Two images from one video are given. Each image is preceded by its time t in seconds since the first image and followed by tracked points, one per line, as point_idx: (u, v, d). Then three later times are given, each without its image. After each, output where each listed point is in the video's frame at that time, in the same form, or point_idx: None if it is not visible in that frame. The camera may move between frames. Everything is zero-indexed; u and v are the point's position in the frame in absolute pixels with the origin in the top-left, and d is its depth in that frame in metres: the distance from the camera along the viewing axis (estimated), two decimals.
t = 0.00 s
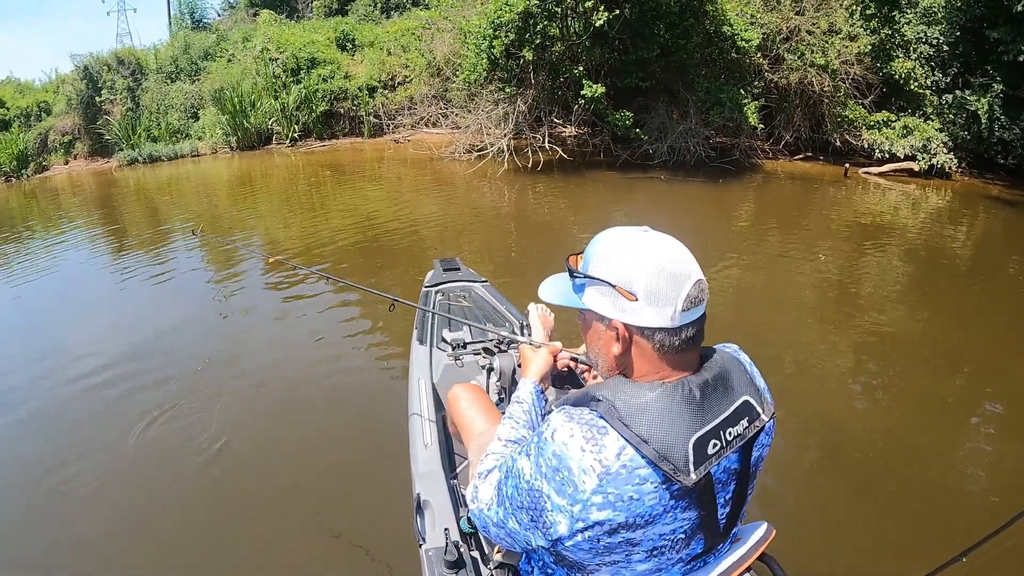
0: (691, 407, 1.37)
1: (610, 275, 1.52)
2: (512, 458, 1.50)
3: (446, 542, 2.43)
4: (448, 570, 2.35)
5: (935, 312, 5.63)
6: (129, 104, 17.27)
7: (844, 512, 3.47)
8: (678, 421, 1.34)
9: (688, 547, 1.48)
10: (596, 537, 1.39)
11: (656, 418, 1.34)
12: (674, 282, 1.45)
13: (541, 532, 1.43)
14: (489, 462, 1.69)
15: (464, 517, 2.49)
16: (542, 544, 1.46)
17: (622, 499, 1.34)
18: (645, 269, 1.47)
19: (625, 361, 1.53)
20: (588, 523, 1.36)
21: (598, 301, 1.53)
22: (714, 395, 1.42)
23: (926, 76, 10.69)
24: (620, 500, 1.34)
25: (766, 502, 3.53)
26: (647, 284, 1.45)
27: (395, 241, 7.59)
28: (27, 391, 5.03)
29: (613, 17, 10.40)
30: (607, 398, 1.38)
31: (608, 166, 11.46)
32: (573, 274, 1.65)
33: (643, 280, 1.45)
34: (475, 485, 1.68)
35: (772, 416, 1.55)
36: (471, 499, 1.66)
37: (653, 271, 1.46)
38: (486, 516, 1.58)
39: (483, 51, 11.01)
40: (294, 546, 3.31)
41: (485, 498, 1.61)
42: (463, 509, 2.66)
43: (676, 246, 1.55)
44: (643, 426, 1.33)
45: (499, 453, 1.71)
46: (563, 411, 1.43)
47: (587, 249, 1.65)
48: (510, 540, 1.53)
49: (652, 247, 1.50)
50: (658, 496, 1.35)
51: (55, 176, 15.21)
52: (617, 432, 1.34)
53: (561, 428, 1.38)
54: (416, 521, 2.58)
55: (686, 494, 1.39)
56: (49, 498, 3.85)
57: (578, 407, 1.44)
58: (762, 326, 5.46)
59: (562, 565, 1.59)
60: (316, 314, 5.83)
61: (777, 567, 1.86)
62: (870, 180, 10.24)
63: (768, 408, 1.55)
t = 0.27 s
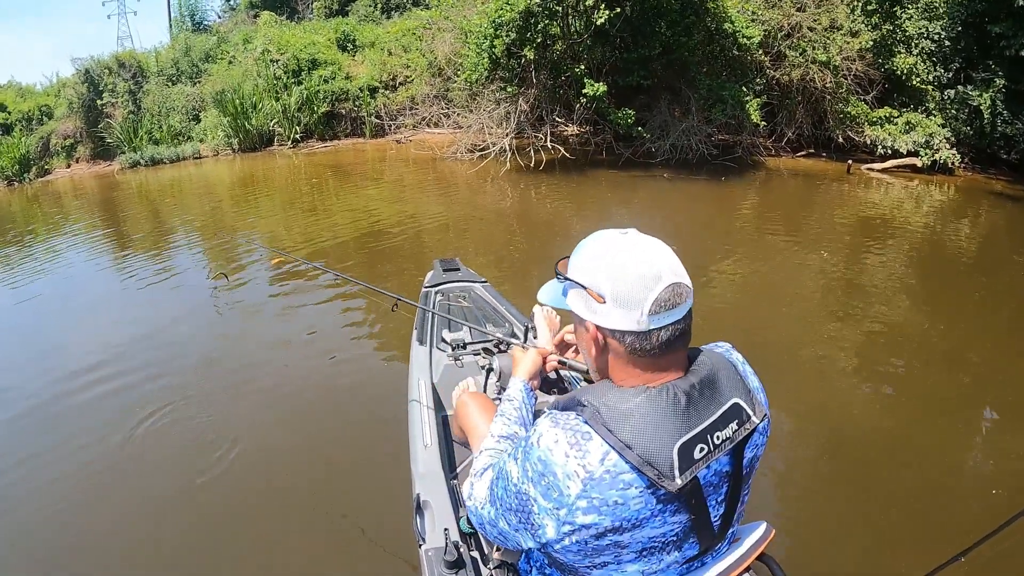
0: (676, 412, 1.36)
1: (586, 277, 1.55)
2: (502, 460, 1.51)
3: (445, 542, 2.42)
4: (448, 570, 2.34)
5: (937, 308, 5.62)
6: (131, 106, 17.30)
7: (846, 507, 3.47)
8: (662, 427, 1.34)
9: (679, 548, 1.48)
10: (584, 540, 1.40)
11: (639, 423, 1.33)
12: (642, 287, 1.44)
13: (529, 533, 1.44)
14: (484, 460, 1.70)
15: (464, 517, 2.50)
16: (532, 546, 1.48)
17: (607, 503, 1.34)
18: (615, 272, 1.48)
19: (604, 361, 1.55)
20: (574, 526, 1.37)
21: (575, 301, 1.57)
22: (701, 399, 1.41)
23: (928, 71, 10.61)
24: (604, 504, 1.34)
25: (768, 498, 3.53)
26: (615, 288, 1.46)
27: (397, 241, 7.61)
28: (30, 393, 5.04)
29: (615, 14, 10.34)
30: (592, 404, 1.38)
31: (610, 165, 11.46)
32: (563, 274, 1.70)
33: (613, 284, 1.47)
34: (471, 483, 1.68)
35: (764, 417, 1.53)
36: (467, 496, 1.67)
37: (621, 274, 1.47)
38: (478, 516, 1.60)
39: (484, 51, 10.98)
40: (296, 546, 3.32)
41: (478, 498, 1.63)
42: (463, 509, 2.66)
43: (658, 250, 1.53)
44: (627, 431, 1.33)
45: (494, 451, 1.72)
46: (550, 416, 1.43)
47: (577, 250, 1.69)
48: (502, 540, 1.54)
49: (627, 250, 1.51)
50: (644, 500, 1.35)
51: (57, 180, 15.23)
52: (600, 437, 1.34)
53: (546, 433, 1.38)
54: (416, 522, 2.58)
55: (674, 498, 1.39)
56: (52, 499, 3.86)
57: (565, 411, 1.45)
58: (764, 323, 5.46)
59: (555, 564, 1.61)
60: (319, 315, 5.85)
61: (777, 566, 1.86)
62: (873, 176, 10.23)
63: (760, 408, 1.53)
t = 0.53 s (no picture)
0: (662, 414, 1.35)
1: (573, 278, 1.56)
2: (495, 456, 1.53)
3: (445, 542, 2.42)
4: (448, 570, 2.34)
5: (939, 302, 5.61)
6: (131, 108, 17.31)
7: (847, 504, 3.47)
8: (647, 428, 1.33)
9: (671, 548, 1.47)
10: (572, 539, 1.41)
11: (624, 425, 1.33)
12: (623, 289, 1.43)
13: (519, 528, 1.47)
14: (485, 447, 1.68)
15: (464, 517, 2.49)
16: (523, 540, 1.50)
17: (591, 504, 1.35)
18: (598, 274, 1.48)
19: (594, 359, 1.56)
20: (560, 524, 1.39)
21: (565, 301, 1.58)
22: (689, 401, 1.39)
23: (930, 65, 10.56)
24: (589, 504, 1.35)
25: (770, 495, 3.52)
26: (597, 289, 1.46)
27: (398, 241, 7.60)
28: (32, 395, 5.05)
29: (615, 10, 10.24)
30: (578, 405, 1.39)
31: (611, 162, 11.44)
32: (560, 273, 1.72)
33: (595, 285, 1.47)
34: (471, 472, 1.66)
35: (757, 416, 1.50)
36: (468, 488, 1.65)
37: (603, 276, 1.47)
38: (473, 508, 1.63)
39: (485, 48, 11.03)
40: (296, 547, 3.32)
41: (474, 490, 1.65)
42: (463, 509, 2.66)
43: (646, 250, 1.51)
44: (612, 433, 1.33)
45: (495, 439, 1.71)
46: (539, 415, 1.44)
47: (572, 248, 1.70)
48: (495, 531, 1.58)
49: (612, 251, 1.50)
50: (629, 501, 1.35)
51: (59, 182, 15.25)
52: (585, 438, 1.35)
53: (533, 432, 1.40)
54: (416, 522, 2.57)
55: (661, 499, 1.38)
56: (53, 502, 3.87)
57: (555, 409, 1.46)
58: (765, 319, 5.45)
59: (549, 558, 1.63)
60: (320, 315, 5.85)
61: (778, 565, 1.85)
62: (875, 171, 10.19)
63: (753, 408, 1.50)
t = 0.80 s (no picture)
0: (660, 409, 1.34)
1: (570, 276, 1.56)
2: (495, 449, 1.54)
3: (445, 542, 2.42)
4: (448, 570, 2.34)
5: (939, 301, 5.60)
6: (131, 109, 17.30)
7: (848, 502, 3.46)
8: (645, 423, 1.33)
9: (670, 545, 1.47)
10: (570, 534, 1.41)
11: (622, 419, 1.33)
12: (619, 286, 1.43)
13: (518, 522, 1.47)
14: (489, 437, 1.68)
15: (464, 517, 2.49)
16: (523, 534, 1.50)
17: (588, 499, 1.35)
18: (594, 273, 1.48)
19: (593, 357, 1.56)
20: (558, 518, 1.39)
21: (562, 300, 1.58)
22: (687, 395, 1.38)
23: (929, 64, 10.56)
24: (586, 499, 1.35)
25: (771, 494, 3.52)
26: (594, 287, 1.46)
27: (399, 241, 7.60)
28: (32, 396, 5.04)
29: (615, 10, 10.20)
30: (577, 400, 1.39)
31: (612, 162, 11.44)
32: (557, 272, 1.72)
33: (592, 283, 1.47)
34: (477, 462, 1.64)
35: (754, 412, 1.50)
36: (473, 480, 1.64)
37: (600, 274, 1.46)
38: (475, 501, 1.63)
39: (486, 48, 11.01)
40: (296, 546, 3.31)
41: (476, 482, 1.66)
42: (463, 509, 2.66)
43: (641, 249, 1.51)
44: (611, 428, 1.33)
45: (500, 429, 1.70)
46: (538, 411, 1.44)
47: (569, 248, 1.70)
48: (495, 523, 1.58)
49: (608, 250, 1.50)
50: (627, 497, 1.35)
51: (58, 183, 15.24)
52: (584, 433, 1.35)
53: (532, 428, 1.40)
54: (416, 521, 2.57)
55: (660, 494, 1.38)
56: (53, 503, 3.86)
57: (554, 405, 1.46)
58: (765, 318, 5.45)
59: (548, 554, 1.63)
60: (320, 315, 5.85)
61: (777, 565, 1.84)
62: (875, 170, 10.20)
63: (751, 404, 1.50)
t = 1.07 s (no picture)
0: (677, 396, 1.36)
1: (576, 266, 1.59)
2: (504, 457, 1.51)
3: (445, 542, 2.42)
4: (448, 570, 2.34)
5: (939, 303, 5.61)
6: (129, 108, 17.27)
7: (848, 503, 3.47)
8: (664, 409, 1.33)
9: (682, 539, 1.47)
10: (589, 532, 1.40)
11: (642, 407, 1.33)
12: (622, 267, 1.46)
13: (536, 527, 1.44)
14: (480, 464, 1.73)
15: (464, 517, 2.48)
16: (539, 540, 1.47)
17: (611, 491, 1.34)
18: (598, 258, 1.51)
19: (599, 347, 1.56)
20: (579, 516, 1.37)
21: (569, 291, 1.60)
22: (699, 383, 1.41)
23: (927, 66, 10.59)
24: (608, 492, 1.34)
25: (771, 494, 3.52)
26: (598, 269, 1.49)
27: (398, 241, 7.59)
28: (30, 395, 5.03)
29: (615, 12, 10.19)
30: (593, 393, 1.38)
31: (612, 163, 11.44)
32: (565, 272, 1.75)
33: (596, 267, 1.50)
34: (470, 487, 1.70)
35: (757, 402, 1.53)
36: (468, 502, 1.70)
37: (603, 257, 1.50)
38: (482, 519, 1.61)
39: (485, 49, 11.00)
40: (296, 546, 3.31)
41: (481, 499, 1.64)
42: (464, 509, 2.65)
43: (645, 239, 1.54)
44: (630, 416, 1.32)
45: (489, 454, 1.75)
46: (550, 410, 1.43)
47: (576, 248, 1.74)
48: (505, 533, 1.54)
49: (612, 238, 1.54)
50: (647, 487, 1.35)
51: (56, 182, 15.20)
52: (603, 424, 1.34)
53: (547, 425, 1.38)
54: (416, 522, 2.56)
55: (678, 482, 1.38)
56: (52, 502, 3.85)
57: (565, 403, 1.45)
58: (765, 319, 5.46)
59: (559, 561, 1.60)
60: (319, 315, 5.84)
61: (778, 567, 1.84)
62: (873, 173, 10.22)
63: (753, 394, 1.53)
